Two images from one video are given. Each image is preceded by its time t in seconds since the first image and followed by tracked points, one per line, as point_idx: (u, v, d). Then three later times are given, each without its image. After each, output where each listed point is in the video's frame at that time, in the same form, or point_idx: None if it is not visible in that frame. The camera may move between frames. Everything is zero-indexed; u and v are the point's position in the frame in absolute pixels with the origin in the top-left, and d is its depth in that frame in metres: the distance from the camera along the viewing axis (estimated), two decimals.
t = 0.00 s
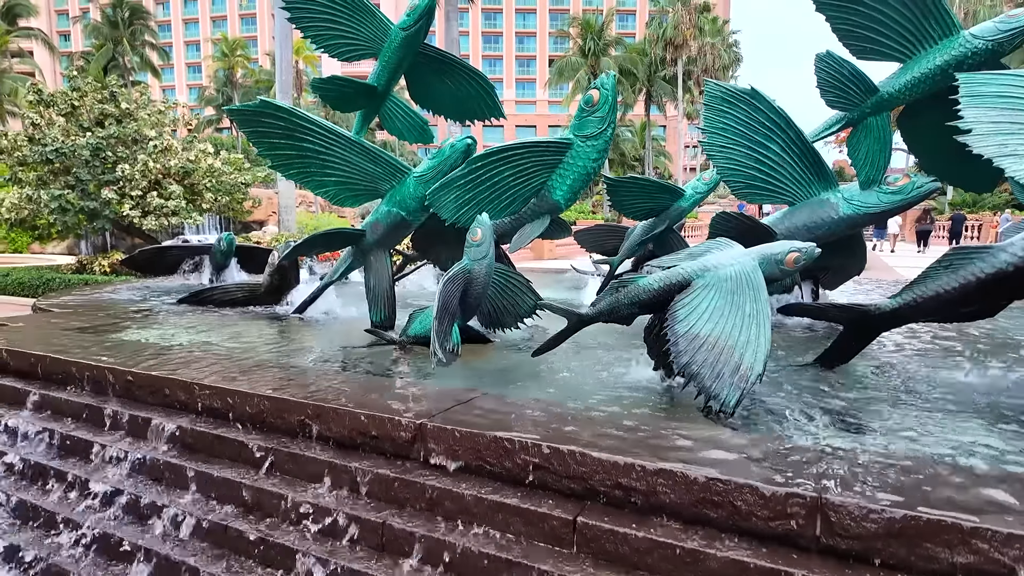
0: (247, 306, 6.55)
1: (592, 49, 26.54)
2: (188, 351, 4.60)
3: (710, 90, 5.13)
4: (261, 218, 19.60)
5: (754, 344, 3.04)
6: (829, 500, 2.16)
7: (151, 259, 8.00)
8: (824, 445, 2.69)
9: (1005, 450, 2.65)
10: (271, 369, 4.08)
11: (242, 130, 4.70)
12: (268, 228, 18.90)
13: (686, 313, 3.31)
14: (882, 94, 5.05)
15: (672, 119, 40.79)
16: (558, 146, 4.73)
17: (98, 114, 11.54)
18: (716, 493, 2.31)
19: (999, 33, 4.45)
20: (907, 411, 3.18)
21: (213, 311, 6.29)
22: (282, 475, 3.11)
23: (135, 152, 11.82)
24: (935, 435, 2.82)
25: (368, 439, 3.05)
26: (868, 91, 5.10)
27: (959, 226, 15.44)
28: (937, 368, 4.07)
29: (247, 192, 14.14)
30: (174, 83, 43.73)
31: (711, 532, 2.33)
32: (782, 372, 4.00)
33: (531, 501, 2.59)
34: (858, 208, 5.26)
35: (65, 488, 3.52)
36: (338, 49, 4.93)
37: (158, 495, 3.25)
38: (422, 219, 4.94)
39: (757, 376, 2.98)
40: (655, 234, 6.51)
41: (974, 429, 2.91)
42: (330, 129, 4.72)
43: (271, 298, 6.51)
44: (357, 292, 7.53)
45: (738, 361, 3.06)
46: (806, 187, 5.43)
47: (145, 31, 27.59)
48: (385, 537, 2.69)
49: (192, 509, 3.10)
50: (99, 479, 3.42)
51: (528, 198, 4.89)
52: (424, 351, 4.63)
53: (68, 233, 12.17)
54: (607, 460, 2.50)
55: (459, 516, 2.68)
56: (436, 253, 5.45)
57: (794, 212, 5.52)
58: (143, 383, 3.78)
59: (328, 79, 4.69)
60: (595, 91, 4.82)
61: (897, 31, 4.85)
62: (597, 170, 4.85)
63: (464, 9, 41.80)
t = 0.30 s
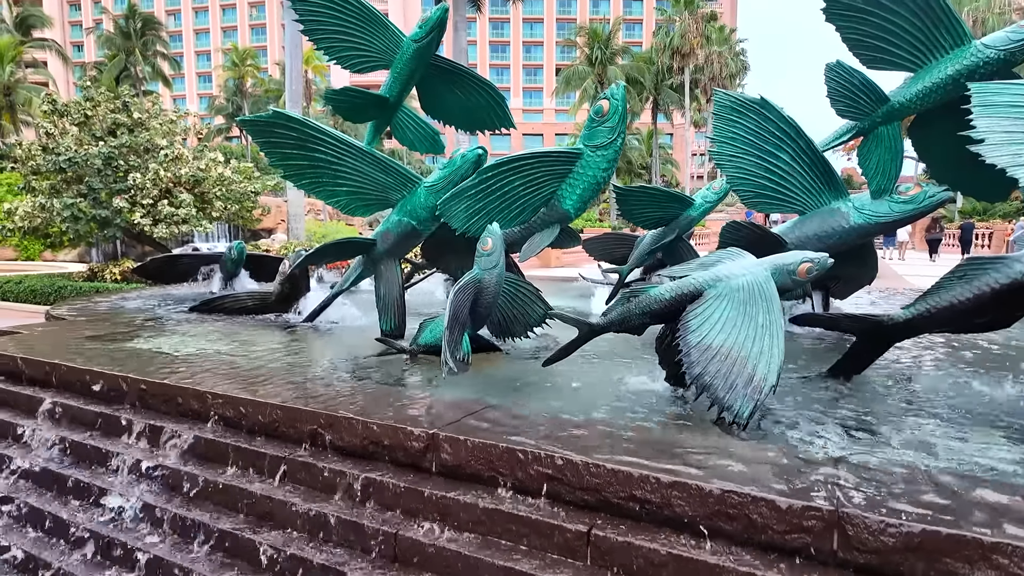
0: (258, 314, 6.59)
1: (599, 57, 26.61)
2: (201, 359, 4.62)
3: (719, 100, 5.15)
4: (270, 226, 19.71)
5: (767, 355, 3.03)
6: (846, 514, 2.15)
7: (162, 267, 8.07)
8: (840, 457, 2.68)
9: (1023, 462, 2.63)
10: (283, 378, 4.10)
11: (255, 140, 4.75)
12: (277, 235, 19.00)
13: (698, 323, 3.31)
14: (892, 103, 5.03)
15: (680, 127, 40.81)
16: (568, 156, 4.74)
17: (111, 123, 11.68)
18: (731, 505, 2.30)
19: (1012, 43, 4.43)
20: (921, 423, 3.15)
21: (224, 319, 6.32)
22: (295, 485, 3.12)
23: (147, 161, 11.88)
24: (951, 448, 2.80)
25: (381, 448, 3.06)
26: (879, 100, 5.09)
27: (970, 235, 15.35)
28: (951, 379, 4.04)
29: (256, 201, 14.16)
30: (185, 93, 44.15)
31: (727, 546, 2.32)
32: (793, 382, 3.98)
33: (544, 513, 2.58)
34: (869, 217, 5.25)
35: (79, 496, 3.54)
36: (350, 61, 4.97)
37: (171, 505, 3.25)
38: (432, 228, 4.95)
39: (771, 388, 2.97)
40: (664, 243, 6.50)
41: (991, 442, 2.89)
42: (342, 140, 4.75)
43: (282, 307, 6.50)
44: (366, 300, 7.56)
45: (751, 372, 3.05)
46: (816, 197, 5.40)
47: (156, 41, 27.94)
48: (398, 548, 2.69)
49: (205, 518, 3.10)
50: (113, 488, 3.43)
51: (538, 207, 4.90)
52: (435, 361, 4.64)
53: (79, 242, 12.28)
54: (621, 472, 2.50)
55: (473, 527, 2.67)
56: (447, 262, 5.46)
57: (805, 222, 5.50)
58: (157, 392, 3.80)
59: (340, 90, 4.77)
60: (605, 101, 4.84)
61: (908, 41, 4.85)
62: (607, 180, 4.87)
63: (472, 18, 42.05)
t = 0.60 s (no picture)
0: (268, 324, 6.61)
1: (605, 68, 26.73)
2: (211, 369, 4.64)
3: (727, 111, 5.16)
4: (278, 235, 19.82)
5: (780, 366, 3.03)
6: (862, 528, 2.13)
7: (176, 275, 8.11)
8: (854, 470, 2.66)
9: None
10: (293, 388, 4.11)
11: (268, 151, 4.78)
12: (285, 244, 19.10)
13: (709, 334, 3.30)
14: (901, 114, 5.02)
15: (686, 136, 40.86)
16: (578, 167, 4.77)
17: (122, 134, 11.79)
18: (745, 518, 2.30)
19: (1021, 53, 4.44)
20: (934, 435, 3.14)
21: (233, 329, 6.34)
22: (307, 495, 3.12)
23: (157, 172, 11.99)
24: (966, 461, 2.78)
25: (392, 459, 3.06)
26: (888, 111, 5.08)
27: (979, 245, 15.27)
28: (964, 391, 4.01)
29: (264, 210, 14.27)
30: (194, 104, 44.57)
31: (742, 559, 2.30)
32: (804, 393, 3.97)
33: (557, 525, 2.58)
34: (880, 228, 5.26)
35: (92, 505, 3.55)
36: (361, 74, 5.01)
37: (183, 514, 3.26)
38: (442, 238, 4.97)
39: (783, 399, 2.96)
40: (673, 253, 6.49)
41: (1007, 455, 2.86)
42: (354, 151, 4.79)
43: (291, 316, 6.53)
44: (375, 310, 7.57)
45: (763, 383, 3.04)
46: (825, 207, 5.40)
47: (167, 53, 28.23)
48: (409, 559, 2.68)
49: (217, 528, 3.11)
50: (124, 496, 3.45)
51: (547, 217, 4.92)
52: (444, 370, 4.64)
53: (89, 251, 12.37)
54: (634, 483, 2.49)
55: (485, 538, 2.67)
56: (455, 272, 5.47)
57: (814, 232, 5.49)
58: (169, 401, 3.81)
59: (352, 102, 4.84)
60: (614, 113, 4.87)
61: (917, 52, 4.86)
62: (616, 190, 4.88)
63: (479, 29, 42.33)
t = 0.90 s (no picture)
0: (275, 335, 6.64)
1: (608, 82, 26.91)
2: (219, 381, 4.66)
3: (732, 124, 5.20)
4: (283, 247, 19.92)
5: (787, 378, 3.03)
6: (872, 540, 2.14)
7: (183, 287, 8.14)
8: (863, 483, 2.66)
9: None
10: (301, 400, 4.13)
11: (276, 165, 4.83)
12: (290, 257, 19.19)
13: (716, 347, 3.32)
14: (905, 127, 5.05)
15: (689, 149, 41.00)
16: (583, 180, 4.81)
17: (130, 148, 11.97)
18: (754, 530, 2.30)
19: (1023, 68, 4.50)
20: (942, 448, 3.13)
21: (240, 341, 6.37)
22: (315, 507, 3.13)
23: (164, 185, 12.09)
24: (974, 474, 2.78)
25: (400, 471, 3.07)
26: (891, 125, 5.11)
27: (984, 257, 15.24)
28: (971, 404, 4.01)
29: (270, 223, 14.37)
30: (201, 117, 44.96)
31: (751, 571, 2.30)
32: (811, 406, 3.97)
33: (565, 537, 2.58)
34: (884, 241, 5.28)
35: (100, 516, 3.56)
36: (369, 88, 5.05)
37: (191, 526, 3.27)
38: (448, 251, 5.00)
39: (791, 412, 2.96)
40: (678, 265, 6.50)
41: (1016, 468, 2.86)
42: (361, 165, 4.84)
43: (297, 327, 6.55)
44: (381, 322, 7.60)
45: (770, 396, 3.05)
46: (830, 220, 5.42)
47: (174, 67, 28.53)
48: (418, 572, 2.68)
49: (225, 540, 3.11)
50: (133, 508, 3.46)
51: (552, 230, 4.95)
52: (450, 383, 4.65)
53: (96, 263, 12.45)
54: (642, 495, 2.50)
55: (493, 550, 2.67)
56: (461, 285, 5.50)
57: (819, 244, 5.50)
58: (178, 413, 3.83)
59: (359, 117, 4.87)
60: (619, 127, 4.91)
61: (919, 67, 4.90)
62: (621, 203, 4.92)
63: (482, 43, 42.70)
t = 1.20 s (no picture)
0: (277, 347, 6.64)
1: (608, 96, 27.12)
2: (223, 391, 4.69)
3: (732, 138, 5.28)
4: (284, 260, 19.98)
5: (789, 387, 3.06)
6: (874, 546, 2.16)
7: (186, 300, 8.19)
8: (865, 490, 2.68)
9: None
10: (304, 410, 4.15)
11: (282, 178, 4.89)
12: (291, 270, 19.25)
13: (718, 356, 3.35)
14: (903, 141, 5.11)
15: (689, 163, 41.18)
16: (585, 193, 4.87)
17: (134, 162, 12.04)
18: (758, 537, 2.32)
19: (1020, 83, 4.55)
20: (944, 456, 3.15)
21: (243, 352, 6.40)
22: (320, 516, 3.14)
23: (167, 198, 12.16)
24: (976, 482, 2.79)
25: (405, 479, 3.09)
26: (890, 138, 5.17)
27: (985, 269, 15.27)
28: (972, 413, 4.03)
29: (272, 236, 14.44)
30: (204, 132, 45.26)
31: None
32: (812, 415, 3.99)
33: (570, 544, 2.59)
34: (884, 252, 5.31)
35: (105, 526, 3.58)
36: (375, 103, 5.12)
37: (196, 536, 3.28)
38: (452, 262, 5.04)
39: (793, 421, 2.99)
40: (679, 276, 6.53)
41: (1017, 476, 2.88)
42: (366, 178, 4.90)
43: (300, 338, 6.55)
44: (383, 334, 7.59)
45: (772, 405, 3.07)
46: (830, 232, 5.46)
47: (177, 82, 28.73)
48: None
49: (230, 549, 3.13)
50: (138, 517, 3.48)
51: (555, 242, 5.00)
52: (454, 393, 4.67)
53: (98, 276, 12.49)
54: (646, 503, 2.52)
55: (498, 558, 2.68)
56: (464, 296, 5.54)
57: (819, 256, 5.54)
58: (183, 423, 3.86)
59: (365, 131, 4.95)
60: (620, 140, 4.97)
61: (917, 82, 4.97)
62: (622, 216, 4.97)
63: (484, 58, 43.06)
